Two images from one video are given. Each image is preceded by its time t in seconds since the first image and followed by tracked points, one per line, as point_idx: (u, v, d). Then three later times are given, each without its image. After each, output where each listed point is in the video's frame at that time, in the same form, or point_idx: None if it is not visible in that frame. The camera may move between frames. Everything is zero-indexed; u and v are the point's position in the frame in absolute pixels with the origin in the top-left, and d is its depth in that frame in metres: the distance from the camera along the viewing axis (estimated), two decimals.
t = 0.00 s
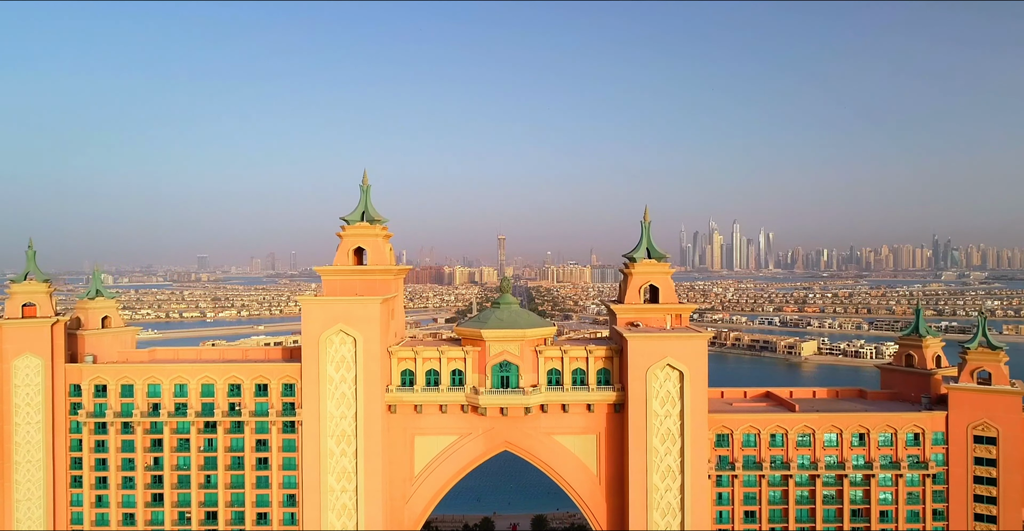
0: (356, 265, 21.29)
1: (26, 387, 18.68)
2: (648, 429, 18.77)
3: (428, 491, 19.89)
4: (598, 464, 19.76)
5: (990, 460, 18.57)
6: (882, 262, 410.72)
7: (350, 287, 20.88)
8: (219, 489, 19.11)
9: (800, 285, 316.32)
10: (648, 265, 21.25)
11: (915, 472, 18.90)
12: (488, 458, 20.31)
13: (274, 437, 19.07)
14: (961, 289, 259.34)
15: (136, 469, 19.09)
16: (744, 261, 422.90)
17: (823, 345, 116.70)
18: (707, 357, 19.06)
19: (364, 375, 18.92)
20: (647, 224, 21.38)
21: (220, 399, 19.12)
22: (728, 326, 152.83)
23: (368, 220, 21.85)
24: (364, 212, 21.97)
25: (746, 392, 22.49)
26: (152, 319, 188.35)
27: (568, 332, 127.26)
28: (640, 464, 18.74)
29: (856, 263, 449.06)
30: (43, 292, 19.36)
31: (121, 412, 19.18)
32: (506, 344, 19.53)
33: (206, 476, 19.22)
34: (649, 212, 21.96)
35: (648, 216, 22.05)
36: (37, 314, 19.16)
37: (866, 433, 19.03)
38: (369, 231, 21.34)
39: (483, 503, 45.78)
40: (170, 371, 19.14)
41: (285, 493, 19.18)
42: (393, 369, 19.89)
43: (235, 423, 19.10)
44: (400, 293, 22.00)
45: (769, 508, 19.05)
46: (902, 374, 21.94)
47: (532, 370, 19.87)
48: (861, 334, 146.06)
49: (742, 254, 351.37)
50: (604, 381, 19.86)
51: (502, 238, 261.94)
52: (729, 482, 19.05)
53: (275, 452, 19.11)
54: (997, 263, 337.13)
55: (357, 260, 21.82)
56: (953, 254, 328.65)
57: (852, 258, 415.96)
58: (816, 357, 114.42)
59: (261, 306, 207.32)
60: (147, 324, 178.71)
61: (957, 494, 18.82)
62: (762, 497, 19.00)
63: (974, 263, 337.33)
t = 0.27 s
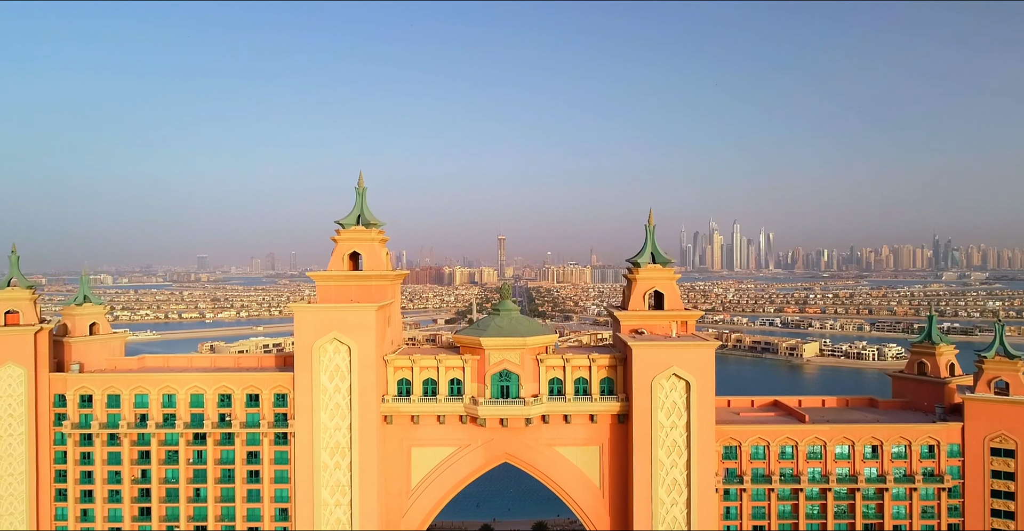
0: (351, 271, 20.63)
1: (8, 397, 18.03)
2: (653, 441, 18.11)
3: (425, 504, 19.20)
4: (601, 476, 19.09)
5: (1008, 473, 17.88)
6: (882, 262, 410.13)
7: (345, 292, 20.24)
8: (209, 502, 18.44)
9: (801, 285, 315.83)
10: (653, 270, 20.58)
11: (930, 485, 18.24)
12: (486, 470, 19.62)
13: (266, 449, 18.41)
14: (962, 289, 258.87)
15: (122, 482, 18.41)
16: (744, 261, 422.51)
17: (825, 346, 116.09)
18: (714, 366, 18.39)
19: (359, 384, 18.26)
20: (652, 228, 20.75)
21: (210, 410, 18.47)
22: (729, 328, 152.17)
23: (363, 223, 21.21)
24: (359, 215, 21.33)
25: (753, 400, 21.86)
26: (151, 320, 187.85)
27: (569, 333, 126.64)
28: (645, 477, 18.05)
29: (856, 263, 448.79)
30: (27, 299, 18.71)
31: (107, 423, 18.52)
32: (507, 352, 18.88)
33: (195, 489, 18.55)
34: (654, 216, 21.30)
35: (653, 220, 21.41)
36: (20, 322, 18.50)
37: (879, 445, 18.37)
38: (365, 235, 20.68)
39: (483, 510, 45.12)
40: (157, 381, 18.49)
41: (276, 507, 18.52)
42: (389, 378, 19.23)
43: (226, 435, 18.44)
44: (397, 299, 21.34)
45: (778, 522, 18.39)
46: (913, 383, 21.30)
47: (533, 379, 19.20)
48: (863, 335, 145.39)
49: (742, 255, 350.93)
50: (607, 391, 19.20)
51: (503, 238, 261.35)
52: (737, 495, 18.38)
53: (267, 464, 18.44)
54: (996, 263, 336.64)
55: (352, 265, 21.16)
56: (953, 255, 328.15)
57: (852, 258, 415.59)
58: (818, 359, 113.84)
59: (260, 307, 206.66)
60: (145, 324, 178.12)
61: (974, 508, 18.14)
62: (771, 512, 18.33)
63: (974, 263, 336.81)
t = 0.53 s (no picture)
0: (346, 276, 20.00)
1: None
2: (658, 453, 17.49)
3: (422, 517, 18.58)
4: (604, 489, 18.46)
5: None
6: (882, 262, 409.58)
7: (340, 298, 19.64)
8: (198, 516, 17.81)
9: (801, 285, 315.29)
10: (657, 275, 19.96)
11: (944, 499, 17.64)
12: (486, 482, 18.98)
13: (257, 461, 17.81)
14: (963, 290, 258.55)
15: (108, 495, 17.78)
16: (745, 261, 422.17)
17: (826, 348, 115.50)
18: (721, 375, 17.77)
19: (354, 394, 17.63)
20: (656, 232, 20.15)
21: (199, 421, 17.86)
22: (730, 329, 151.58)
23: (359, 227, 20.60)
24: (355, 219, 20.71)
25: (760, 409, 21.24)
26: (150, 321, 187.21)
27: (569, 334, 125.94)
28: (650, 491, 17.42)
29: (857, 263, 448.44)
30: (10, 305, 18.08)
31: (94, 434, 17.91)
32: (506, 361, 18.27)
33: (185, 502, 17.93)
34: (658, 220, 20.69)
35: (657, 224, 20.80)
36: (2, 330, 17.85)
37: (892, 457, 17.76)
38: (360, 239, 20.04)
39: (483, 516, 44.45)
40: (145, 391, 17.87)
41: (268, 521, 17.89)
42: (385, 387, 18.61)
43: (216, 447, 17.83)
44: (393, 305, 20.72)
45: None
46: (925, 391, 20.70)
47: (534, 388, 18.60)
48: (864, 336, 144.77)
49: (742, 255, 350.45)
50: (611, 401, 18.58)
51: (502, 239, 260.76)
52: (745, 509, 17.77)
53: (258, 477, 17.83)
54: (997, 263, 336.28)
55: (348, 270, 20.52)
56: (954, 255, 327.56)
57: (852, 258, 414.91)
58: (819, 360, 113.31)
59: (260, 307, 206.10)
60: (144, 325, 177.56)
61: (990, 523, 17.53)
62: (780, 525, 17.72)
63: (975, 263, 336.36)
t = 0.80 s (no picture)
0: (341, 281, 19.40)
1: None
2: (664, 465, 16.86)
3: None
4: (608, 502, 17.84)
5: None
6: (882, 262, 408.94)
7: (335, 305, 19.04)
8: None
9: (802, 285, 314.66)
10: (662, 281, 19.35)
11: (960, 514, 17.02)
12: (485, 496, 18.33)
13: (248, 474, 17.19)
14: (963, 290, 258.20)
15: (94, 509, 17.16)
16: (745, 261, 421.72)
17: (828, 349, 114.95)
18: (729, 385, 17.16)
19: (348, 405, 17.02)
20: (661, 237, 19.57)
21: (188, 433, 17.25)
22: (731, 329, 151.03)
23: (354, 231, 20.00)
24: (350, 223, 20.11)
25: (768, 418, 20.64)
26: (148, 321, 186.73)
27: (569, 335, 125.38)
28: (656, 505, 16.78)
29: (857, 263, 448.00)
30: None
31: (79, 446, 17.29)
32: (507, 370, 17.66)
33: (173, 517, 17.29)
34: (662, 224, 20.11)
35: (661, 228, 20.21)
36: None
37: (906, 470, 17.14)
38: (356, 244, 19.43)
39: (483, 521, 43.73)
40: (132, 402, 17.25)
41: None
42: (381, 397, 18.00)
43: (205, 459, 17.22)
44: (390, 310, 20.10)
45: None
46: (938, 400, 20.10)
47: (535, 398, 17.98)
48: (865, 337, 144.23)
49: (742, 255, 349.95)
50: (614, 411, 17.97)
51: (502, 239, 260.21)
52: (754, 523, 17.16)
53: (249, 490, 17.21)
54: (997, 263, 336.03)
55: (343, 275, 19.91)
56: (954, 256, 327.10)
57: (853, 257, 414.42)
58: (821, 361, 112.78)
59: (259, 308, 205.60)
60: (143, 326, 177.10)
61: None
62: None
63: (975, 263, 336.02)
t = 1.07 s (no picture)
0: (335, 288, 18.69)
1: None
2: (669, 479, 16.20)
3: None
4: (612, 518, 17.16)
5: None
6: (882, 263, 408.39)
7: (329, 312, 18.39)
8: None
9: (802, 285, 314.05)
10: (667, 288, 18.67)
11: None
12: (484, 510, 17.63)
13: (238, 489, 16.54)
14: (964, 290, 257.82)
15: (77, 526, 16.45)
16: (745, 260, 421.11)
17: (830, 350, 114.27)
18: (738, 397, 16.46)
19: (341, 418, 16.33)
20: (666, 241, 18.92)
21: (175, 446, 16.58)
22: (732, 330, 150.54)
23: (348, 236, 19.31)
24: (344, 227, 19.44)
25: (777, 429, 19.98)
26: (147, 322, 185.93)
27: (569, 336, 124.76)
28: (661, 521, 16.13)
29: (857, 263, 448.06)
30: None
31: (61, 460, 16.60)
32: (507, 380, 17.01)
33: None
34: (667, 228, 19.41)
35: (666, 232, 19.54)
36: None
37: (922, 485, 16.48)
38: (350, 249, 18.74)
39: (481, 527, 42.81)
40: (116, 414, 16.58)
41: None
42: (376, 407, 17.33)
43: (193, 474, 16.57)
44: (385, 318, 19.43)
45: None
46: (952, 410, 19.42)
47: (536, 410, 17.33)
48: (867, 338, 143.58)
49: (742, 256, 349.37)
50: (618, 423, 17.31)
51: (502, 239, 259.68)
52: None
53: (239, 506, 16.53)
54: (997, 263, 335.60)
55: (337, 282, 19.20)
56: (955, 256, 326.63)
57: (853, 257, 413.92)
58: (822, 363, 112.09)
59: (258, 308, 204.82)
60: (141, 327, 176.39)
61: None
62: None
63: (975, 263, 335.59)
